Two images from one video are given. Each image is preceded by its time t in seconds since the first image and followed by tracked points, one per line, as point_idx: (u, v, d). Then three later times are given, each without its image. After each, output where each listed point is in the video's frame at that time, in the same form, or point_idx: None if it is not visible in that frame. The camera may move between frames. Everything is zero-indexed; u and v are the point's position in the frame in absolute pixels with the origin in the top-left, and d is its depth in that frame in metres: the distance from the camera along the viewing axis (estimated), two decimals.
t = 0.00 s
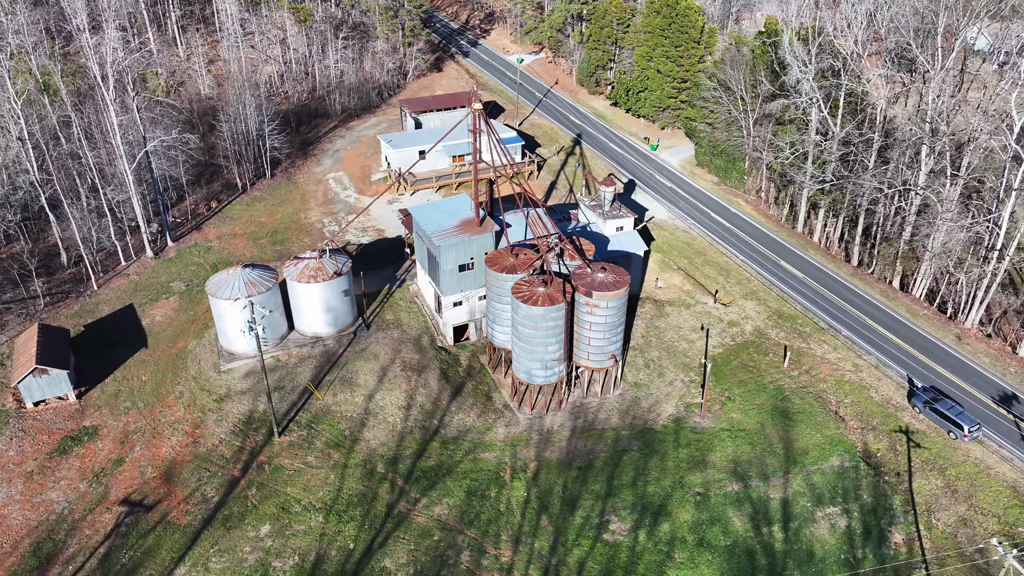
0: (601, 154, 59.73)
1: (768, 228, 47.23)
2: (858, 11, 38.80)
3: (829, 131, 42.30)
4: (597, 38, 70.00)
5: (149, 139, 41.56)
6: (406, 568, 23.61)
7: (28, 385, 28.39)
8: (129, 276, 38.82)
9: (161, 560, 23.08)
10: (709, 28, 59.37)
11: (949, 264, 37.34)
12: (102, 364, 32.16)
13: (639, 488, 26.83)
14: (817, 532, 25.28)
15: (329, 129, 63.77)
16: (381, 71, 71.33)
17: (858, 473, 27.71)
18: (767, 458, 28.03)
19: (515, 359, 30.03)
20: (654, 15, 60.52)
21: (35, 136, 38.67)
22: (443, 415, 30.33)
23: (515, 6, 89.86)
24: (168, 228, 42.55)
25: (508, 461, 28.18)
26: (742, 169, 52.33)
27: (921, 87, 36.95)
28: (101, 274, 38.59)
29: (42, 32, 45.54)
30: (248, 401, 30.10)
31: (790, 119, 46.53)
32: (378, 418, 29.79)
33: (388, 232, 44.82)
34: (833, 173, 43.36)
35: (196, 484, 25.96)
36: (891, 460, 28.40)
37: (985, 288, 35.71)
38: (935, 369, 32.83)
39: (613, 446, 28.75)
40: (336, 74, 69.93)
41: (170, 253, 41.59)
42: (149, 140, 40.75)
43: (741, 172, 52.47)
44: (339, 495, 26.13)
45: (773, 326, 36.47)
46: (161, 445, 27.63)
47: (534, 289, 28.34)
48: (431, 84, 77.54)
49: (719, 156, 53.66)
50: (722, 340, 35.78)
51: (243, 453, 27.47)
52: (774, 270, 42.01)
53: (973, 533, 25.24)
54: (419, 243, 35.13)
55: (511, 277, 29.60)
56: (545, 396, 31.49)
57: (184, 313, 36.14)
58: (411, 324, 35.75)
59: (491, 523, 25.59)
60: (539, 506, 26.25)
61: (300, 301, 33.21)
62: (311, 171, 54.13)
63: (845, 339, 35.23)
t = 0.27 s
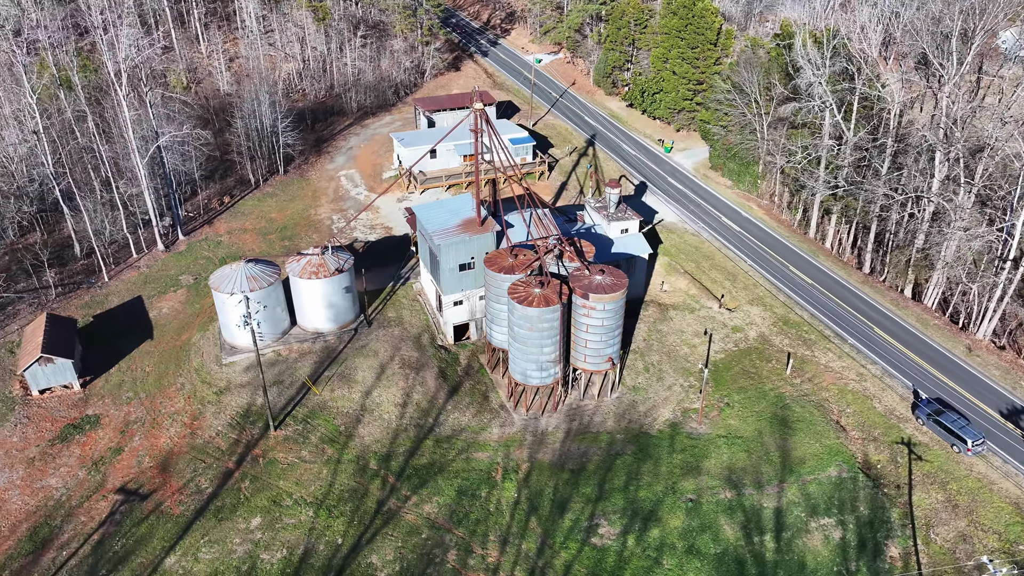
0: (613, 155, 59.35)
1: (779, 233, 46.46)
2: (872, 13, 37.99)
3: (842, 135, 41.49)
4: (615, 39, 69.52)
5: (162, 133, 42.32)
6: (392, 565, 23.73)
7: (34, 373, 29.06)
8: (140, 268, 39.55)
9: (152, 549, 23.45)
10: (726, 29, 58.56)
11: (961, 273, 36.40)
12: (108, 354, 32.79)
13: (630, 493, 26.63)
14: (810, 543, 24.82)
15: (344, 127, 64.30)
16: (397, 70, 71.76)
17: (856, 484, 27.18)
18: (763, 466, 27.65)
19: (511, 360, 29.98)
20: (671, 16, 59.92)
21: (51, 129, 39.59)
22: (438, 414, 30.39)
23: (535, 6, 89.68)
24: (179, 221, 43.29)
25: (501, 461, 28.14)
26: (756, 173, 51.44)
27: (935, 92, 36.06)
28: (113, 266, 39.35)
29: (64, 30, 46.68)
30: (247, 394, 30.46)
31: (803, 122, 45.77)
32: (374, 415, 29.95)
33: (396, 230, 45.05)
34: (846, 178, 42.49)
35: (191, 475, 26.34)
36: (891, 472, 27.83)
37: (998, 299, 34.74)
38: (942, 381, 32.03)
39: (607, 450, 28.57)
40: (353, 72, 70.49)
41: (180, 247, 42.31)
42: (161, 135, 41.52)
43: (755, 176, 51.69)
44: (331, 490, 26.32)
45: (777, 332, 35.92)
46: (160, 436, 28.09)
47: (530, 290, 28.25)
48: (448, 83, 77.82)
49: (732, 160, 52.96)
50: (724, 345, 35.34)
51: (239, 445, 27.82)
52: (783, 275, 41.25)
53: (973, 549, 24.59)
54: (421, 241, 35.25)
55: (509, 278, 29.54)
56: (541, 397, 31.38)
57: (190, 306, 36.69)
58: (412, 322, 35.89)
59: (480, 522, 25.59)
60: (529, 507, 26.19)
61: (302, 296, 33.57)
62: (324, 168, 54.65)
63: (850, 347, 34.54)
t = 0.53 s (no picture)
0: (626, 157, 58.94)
1: (790, 238, 45.66)
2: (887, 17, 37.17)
3: (855, 141, 40.68)
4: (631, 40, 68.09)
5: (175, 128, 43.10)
6: (379, 562, 23.86)
7: (41, 362, 29.77)
8: (151, 262, 40.30)
9: (145, 537, 23.87)
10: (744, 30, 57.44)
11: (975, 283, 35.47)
12: (115, 345, 33.44)
13: (621, 498, 26.45)
14: (802, 554, 24.41)
15: (360, 125, 64.81)
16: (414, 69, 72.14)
17: (854, 495, 26.66)
18: (758, 474, 27.28)
19: (507, 360, 29.94)
20: (688, 18, 59.02)
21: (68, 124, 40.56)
22: (434, 412, 30.48)
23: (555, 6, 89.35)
24: (191, 216, 44.03)
25: (494, 461, 28.14)
26: (770, 178, 50.50)
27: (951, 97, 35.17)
28: (125, 259, 40.14)
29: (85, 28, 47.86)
30: (246, 388, 30.86)
31: (817, 126, 44.98)
32: (370, 412, 30.15)
33: (404, 229, 45.30)
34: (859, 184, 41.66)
35: (187, 467, 26.77)
36: (891, 484, 27.25)
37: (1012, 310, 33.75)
38: (950, 393, 31.26)
39: (600, 453, 28.40)
40: (370, 70, 71.02)
41: (191, 241, 43.04)
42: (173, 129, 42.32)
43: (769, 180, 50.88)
44: (323, 485, 26.55)
45: (781, 339, 35.37)
46: (159, 427, 28.61)
47: (526, 291, 28.19)
48: (465, 83, 78.05)
49: (745, 164, 52.22)
50: (727, 351, 34.88)
51: (235, 438, 28.20)
52: (791, 281, 40.60)
53: (971, 566, 23.97)
54: (424, 241, 35.39)
55: (507, 279, 29.53)
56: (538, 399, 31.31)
57: (197, 300, 37.30)
58: (414, 320, 36.06)
59: (469, 522, 25.59)
60: (518, 509, 26.13)
61: (304, 293, 33.88)
62: (337, 166, 55.17)
63: (855, 356, 33.91)
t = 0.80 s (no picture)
0: (639, 159, 58.50)
1: (801, 243, 44.84)
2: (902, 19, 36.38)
3: (868, 146, 39.87)
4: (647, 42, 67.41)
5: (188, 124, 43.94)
6: (365, 558, 24.02)
7: (48, 351, 30.54)
8: (162, 255, 41.03)
9: (138, 526, 24.30)
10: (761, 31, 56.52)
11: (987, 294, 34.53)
12: (122, 336, 34.14)
13: (612, 502, 26.29)
14: (793, 565, 24.01)
15: (375, 123, 65.27)
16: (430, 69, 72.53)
17: (850, 507, 26.18)
18: (752, 483, 26.93)
19: (504, 361, 29.92)
20: (705, 20, 58.31)
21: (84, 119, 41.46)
22: (430, 411, 30.59)
23: (574, 7, 88.99)
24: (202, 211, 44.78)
25: (486, 461, 28.14)
26: (783, 183, 49.42)
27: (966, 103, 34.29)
28: (137, 251, 40.94)
29: (105, 26, 49.09)
30: (246, 381, 31.27)
31: (830, 130, 44.23)
32: (367, 408, 30.35)
33: (411, 227, 45.55)
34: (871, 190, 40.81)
35: (183, 457, 27.20)
36: (889, 497, 26.67)
37: None
38: (956, 405, 30.57)
39: (593, 457, 28.25)
40: (386, 69, 71.52)
41: (202, 236, 43.77)
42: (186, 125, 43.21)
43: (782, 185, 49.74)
44: (315, 480, 26.79)
45: (785, 346, 34.85)
46: (159, 417, 29.12)
47: (522, 292, 28.12)
48: (482, 83, 78.20)
49: (758, 168, 51.44)
50: (728, 357, 34.45)
51: (232, 431, 28.59)
52: (799, 288, 39.89)
53: None
54: (427, 239, 35.48)
55: (504, 279, 29.49)
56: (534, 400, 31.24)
57: (205, 293, 37.88)
58: (415, 319, 36.22)
59: (457, 522, 25.62)
60: (508, 510, 26.09)
61: (307, 289, 34.30)
62: (349, 164, 55.65)
63: (860, 365, 33.23)
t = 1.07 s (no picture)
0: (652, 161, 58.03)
1: (812, 249, 44.05)
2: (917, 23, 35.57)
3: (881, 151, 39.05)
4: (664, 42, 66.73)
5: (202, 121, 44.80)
6: (354, 553, 24.20)
7: (56, 341, 31.34)
8: (173, 249, 41.80)
9: (133, 514, 24.77)
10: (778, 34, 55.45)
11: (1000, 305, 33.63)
12: (130, 328, 34.83)
13: (603, 505, 26.16)
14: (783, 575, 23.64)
15: (390, 122, 65.73)
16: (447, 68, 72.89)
17: (846, 518, 25.71)
18: (746, 491, 26.61)
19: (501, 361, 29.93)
20: (723, 22, 57.37)
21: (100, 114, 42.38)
22: (426, 409, 30.73)
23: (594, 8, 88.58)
24: (215, 206, 45.60)
25: (479, 461, 28.17)
26: (797, 188, 48.52)
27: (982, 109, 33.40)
28: (149, 245, 41.83)
29: (127, 25, 50.38)
30: (247, 375, 31.71)
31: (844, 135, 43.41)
32: (364, 405, 30.58)
33: (419, 226, 45.80)
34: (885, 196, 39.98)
35: (181, 448, 27.67)
36: (888, 509, 26.12)
37: None
38: (961, 419, 29.84)
39: (587, 459, 28.13)
40: (403, 68, 72.00)
41: (214, 231, 44.50)
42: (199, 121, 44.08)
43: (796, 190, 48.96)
44: (309, 474, 27.07)
45: (789, 353, 34.32)
46: (161, 408, 29.67)
47: (519, 293, 28.10)
48: (499, 83, 78.33)
49: (772, 172, 50.65)
50: (730, 363, 34.05)
51: (231, 424, 29.02)
52: (807, 294, 39.22)
53: None
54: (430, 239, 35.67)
55: (502, 280, 29.51)
56: (531, 401, 31.21)
57: (213, 287, 38.48)
58: (418, 317, 36.41)
59: (447, 520, 25.68)
60: (498, 510, 26.09)
61: (310, 285, 34.71)
62: (362, 162, 56.12)
63: (865, 375, 32.58)
